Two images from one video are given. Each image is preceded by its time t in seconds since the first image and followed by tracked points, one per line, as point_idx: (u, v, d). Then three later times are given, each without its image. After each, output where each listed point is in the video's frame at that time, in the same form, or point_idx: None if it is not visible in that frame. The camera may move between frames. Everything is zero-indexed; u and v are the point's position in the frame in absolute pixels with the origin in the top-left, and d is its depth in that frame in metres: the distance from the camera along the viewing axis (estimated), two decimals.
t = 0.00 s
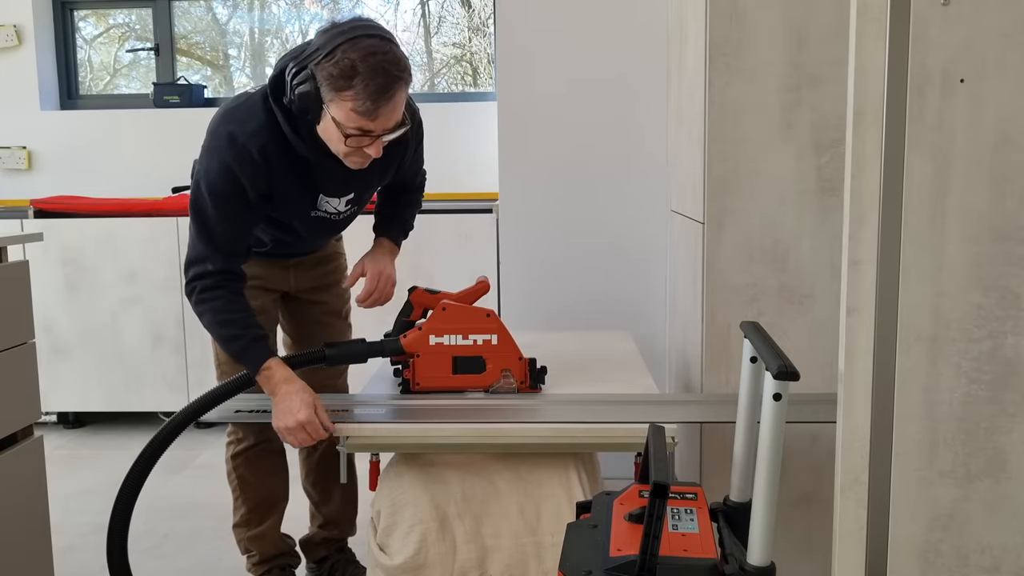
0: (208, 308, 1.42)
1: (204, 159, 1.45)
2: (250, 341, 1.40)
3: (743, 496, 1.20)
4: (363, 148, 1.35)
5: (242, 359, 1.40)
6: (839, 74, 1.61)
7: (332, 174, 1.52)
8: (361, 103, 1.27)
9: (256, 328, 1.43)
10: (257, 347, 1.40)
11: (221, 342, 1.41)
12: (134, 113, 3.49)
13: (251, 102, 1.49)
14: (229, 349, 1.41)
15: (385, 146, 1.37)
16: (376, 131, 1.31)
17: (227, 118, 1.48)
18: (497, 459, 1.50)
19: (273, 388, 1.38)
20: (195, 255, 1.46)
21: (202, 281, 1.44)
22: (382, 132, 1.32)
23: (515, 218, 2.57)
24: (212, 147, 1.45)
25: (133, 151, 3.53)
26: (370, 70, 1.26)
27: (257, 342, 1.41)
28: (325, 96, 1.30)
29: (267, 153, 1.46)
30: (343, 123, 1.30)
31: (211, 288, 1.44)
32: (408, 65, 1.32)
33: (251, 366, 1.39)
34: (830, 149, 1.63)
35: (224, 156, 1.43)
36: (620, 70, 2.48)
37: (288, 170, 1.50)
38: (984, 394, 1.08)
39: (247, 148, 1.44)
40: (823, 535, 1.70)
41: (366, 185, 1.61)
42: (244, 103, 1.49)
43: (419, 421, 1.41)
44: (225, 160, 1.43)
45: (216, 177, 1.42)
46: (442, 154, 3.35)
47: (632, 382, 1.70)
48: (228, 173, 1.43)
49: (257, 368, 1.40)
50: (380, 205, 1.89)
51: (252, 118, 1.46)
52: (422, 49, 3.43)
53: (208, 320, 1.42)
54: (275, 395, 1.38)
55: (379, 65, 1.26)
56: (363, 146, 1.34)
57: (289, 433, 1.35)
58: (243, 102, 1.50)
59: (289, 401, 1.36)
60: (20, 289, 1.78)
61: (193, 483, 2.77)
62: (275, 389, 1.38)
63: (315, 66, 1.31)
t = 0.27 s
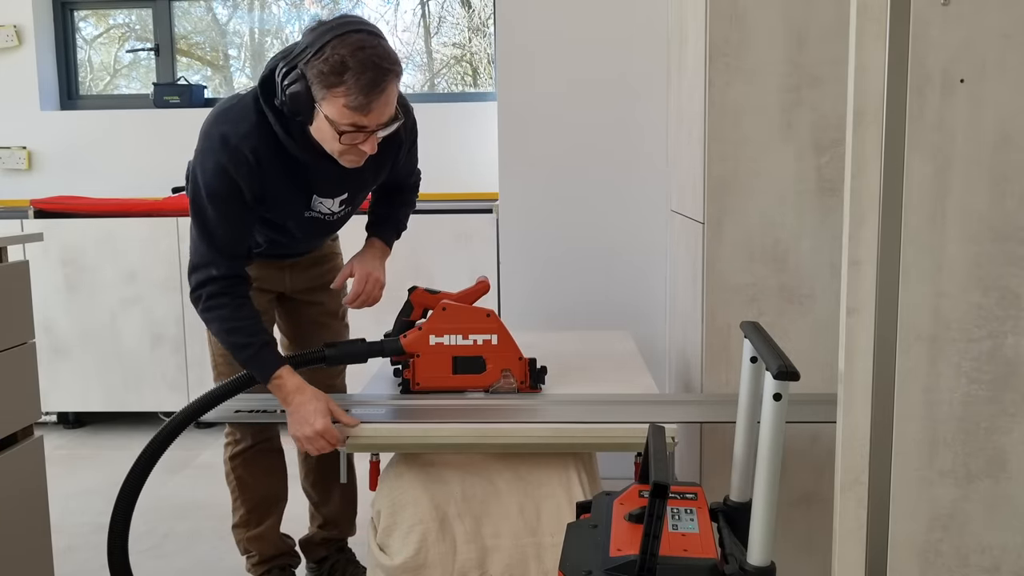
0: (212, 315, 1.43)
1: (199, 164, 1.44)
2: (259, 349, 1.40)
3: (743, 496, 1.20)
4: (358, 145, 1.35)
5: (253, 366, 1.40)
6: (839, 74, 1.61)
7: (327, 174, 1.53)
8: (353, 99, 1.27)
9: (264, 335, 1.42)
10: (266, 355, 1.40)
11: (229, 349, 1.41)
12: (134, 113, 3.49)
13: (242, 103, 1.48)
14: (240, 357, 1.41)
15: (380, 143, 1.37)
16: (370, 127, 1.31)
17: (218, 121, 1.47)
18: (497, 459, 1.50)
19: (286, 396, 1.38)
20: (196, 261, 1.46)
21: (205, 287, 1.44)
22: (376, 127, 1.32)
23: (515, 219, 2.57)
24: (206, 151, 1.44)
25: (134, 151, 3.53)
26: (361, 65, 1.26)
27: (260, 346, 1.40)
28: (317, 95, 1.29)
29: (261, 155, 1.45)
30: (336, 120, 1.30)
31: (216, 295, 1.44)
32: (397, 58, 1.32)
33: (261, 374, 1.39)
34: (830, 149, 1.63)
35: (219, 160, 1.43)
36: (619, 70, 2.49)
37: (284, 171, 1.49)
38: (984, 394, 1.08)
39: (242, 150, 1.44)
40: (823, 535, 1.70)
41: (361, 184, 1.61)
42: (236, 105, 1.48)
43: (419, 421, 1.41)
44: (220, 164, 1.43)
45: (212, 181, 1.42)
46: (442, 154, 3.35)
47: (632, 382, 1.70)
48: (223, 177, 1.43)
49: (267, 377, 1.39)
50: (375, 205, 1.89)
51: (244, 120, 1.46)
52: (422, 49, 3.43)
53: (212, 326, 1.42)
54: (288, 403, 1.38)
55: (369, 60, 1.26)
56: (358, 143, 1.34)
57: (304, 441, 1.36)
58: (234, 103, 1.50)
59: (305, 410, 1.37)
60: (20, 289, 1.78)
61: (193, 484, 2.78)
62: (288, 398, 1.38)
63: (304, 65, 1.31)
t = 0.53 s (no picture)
0: (197, 314, 1.43)
1: (191, 163, 1.45)
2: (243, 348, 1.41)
3: (743, 496, 1.20)
4: (354, 143, 1.35)
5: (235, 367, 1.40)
6: (839, 74, 1.61)
7: (320, 174, 1.52)
8: (347, 97, 1.27)
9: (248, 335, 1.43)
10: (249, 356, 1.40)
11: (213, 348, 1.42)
12: (134, 113, 3.49)
13: (236, 103, 1.49)
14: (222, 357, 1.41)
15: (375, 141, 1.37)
16: (366, 124, 1.31)
17: (212, 121, 1.48)
18: (497, 459, 1.50)
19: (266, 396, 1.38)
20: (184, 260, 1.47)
21: (192, 287, 1.45)
22: (371, 125, 1.32)
23: (514, 219, 2.57)
24: (199, 152, 1.45)
25: (134, 151, 3.53)
26: (356, 62, 1.26)
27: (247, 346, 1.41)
28: (312, 93, 1.29)
29: (253, 155, 1.45)
30: (331, 118, 1.30)
31: (202, 294, 1.45)
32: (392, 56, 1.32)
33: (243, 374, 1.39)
34: (830, 149, 1.63)
35: (210, 160, 1.44)
36: (619, 70, 2.48)
37: (277, 171, 1.49)
38: (984, 394, 1.08)
39: (234, 151, 1.44)
40: (823, 535, 1.70)
41: (355, 184, 1.61)
42: (230, 105, 1.49)
43: (420, 421, 1.41)
44: (211, 165, 1.43)
45: (203, 182, 1.43)
46: (442, 154, 3.35)
47: (632, 382, 1.70)
48: (214, 177, 1.43)
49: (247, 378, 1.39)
50: (367, 204, 1.88)
51: (237, 120, 1.46)
52: (422, 49, 3.43)
53: (198, 326, 1.43)
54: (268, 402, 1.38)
55: (364, 57, 1.27)
56: (353, 141, 1.34)
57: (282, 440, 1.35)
58: (228, 103, 1.50)
59: (281, 409, 1.35)
60: (20, 289, 1.78)
61: (193, 484, 2.78)
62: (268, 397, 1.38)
63: (298, 64, 1.30)
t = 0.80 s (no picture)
0: (195, 316, 1.43)
1: (184, 164, 1.45)
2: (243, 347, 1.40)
3: (743, 496, 1.20)
4: (349, 139, 1.35)
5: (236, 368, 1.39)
6: (839, 74, 1.61)
7: (315, 173, 1.52)
8: (342, 91, 1.27)
9: (247, 336, 1.42)
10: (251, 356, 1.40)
11: (212, 350, 1.41)
12: (134, 113, 3.49)
13: (229, 103, 1.49)
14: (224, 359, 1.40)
15: (370, 136, 1.37)
16: (361, 119, 1.31)
17: (205, 121, 1.47)
18: (497, 459, 1.50)
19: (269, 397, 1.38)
20: (179, 261, 1.46)
21: (189, 288, 1.45)
22: (367, 120, 1.32)
23: (515, 219, 2.57)
24: (191, 152, 1.45)
25: (134, 151, 3.53)
26: (349, 56, 1.26)
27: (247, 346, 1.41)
28: (306, 89, 1.29)
29: (246, 155, 1.45)
30: (327, 114, 1.30)
31: (199, 296, 1.44)
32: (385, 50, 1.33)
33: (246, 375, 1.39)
34: (830, 149, 1.63)
35: (204, 161, 1.43)
36: (620, 71, 2.48)
37: (270, 171, 1.50)
38: (984, 394, 1.08)
39: (228, 151, 1.44)
40: (823, 535, 1.70)
41: (349, 182, 1.61)
42: (222, 105, 1.49)
43: (419, 422, 1.41)
44: (205, 165, 1.43)
45: (197, 182, 1.43)
46: (441, 154, 3.36)
47: (632, 382, 1.70)
48: (208, 177, 1.43)
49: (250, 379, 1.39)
50: (358, 203, 1.89)
51: (230, 120, 1.46)
52: (422, 49, 3.44)
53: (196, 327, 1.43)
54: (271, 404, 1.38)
55: (357, 50, 1.27)
56: (349, 137, 1.34)
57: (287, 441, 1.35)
58: (220, 103, 1.50)
59: (285, 409, 1.36)
60: (20, 289, 1.78)
61: (193, 484, 2.78)
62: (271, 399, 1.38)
63: (290, 61, 1.30)
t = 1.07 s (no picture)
0: (210, 317, 1.41)
1: (190, 164, 1.45)
2: (258, 344, 1.40)
3: (743, 496, 1.20)
4: (354, 133, 1.35)
5: (253, 367, 1.39)
6: (839, 74, 1.61)
7: (318, 170, 1.52)
8: (348, 81, 1.28)
9: (263, 334, 1.41)
10: (266, 354, 1.39)
11: (228, 351, 1.40)
12: (134, 113, 3.49)
13: (231, 103, 1.49)
14: (241, 359, 1.39)
15: (376, 131, 1.37)
16: (368, 111, 1.32)
17: (209, 122, 1.47)
18: (497, 459, 1.50)
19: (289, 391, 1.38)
20: (190, 262, 1.45)
21: (200, 289, 1.44)
22: (373, 113, 1.33)
23: (514, 219, 2.57)
24: (197, 152, 1.44)
25: (134, 151, 3.52)
26: (356, 47, 1.27)
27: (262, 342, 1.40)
28: (312, 81, 1.30)
29: (251, 153, 1.46)
30: (333, 106, 1.30)
31: (213, 297, 1.43)
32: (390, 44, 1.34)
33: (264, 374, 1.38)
34: (830, 149, 1.63)
35: (210, 160, 1.43)
36: (619, 71, 2.48)
37: (274, 169, 1.50)
38: (984, 394, 1.08)
39: (233, 149, 1.44)
40: (823, 534, 1.70)
41: (350, 180, 1.61)
42: (225, 105, 1.49)
43: (420, 423, 1.41)
44: (211, 165, 1.43)
45: (204, 182, 1.43)
46: (441, 154, 3.36)
47: (632, 382, 1.70)
48: (214, 177, 1.43)
49: (269, 377, 1.38)
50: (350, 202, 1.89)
51: (234, 119, 1.46)
52: (422, 49, 3.44)
53: (210, 328, 1.42)
54: (291, 398, 1.38)
55: (363, 41, 1.28)
56: (355, 130, 1.34)
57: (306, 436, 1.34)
58: (221, 104, 1.50)
59: (306, 403, 1.35)
60: (20, 288, 1.78)
61: (193, 484, 2.78)
62: (291, 393, 1.38)
63: (295, 54, 1.31)
